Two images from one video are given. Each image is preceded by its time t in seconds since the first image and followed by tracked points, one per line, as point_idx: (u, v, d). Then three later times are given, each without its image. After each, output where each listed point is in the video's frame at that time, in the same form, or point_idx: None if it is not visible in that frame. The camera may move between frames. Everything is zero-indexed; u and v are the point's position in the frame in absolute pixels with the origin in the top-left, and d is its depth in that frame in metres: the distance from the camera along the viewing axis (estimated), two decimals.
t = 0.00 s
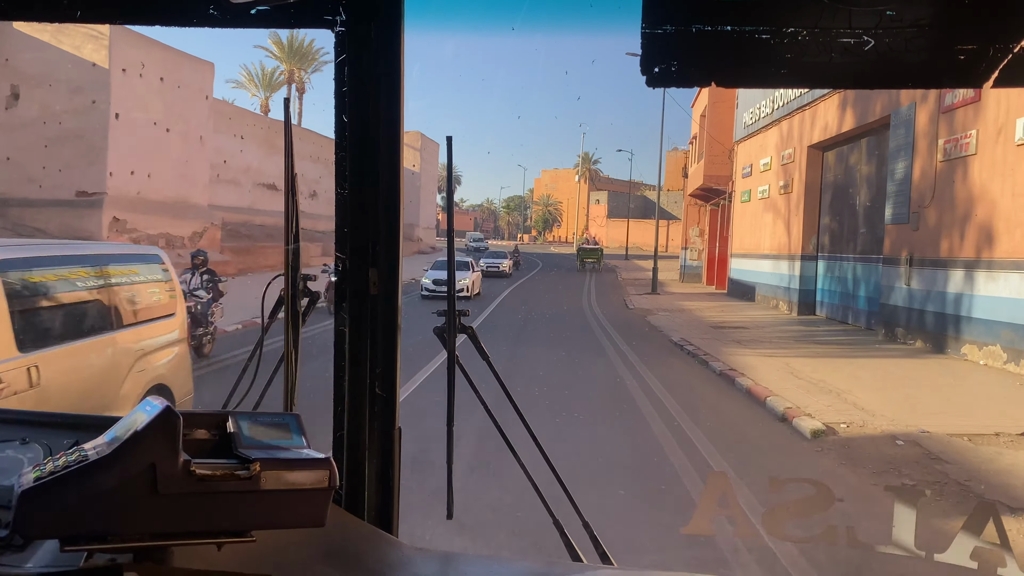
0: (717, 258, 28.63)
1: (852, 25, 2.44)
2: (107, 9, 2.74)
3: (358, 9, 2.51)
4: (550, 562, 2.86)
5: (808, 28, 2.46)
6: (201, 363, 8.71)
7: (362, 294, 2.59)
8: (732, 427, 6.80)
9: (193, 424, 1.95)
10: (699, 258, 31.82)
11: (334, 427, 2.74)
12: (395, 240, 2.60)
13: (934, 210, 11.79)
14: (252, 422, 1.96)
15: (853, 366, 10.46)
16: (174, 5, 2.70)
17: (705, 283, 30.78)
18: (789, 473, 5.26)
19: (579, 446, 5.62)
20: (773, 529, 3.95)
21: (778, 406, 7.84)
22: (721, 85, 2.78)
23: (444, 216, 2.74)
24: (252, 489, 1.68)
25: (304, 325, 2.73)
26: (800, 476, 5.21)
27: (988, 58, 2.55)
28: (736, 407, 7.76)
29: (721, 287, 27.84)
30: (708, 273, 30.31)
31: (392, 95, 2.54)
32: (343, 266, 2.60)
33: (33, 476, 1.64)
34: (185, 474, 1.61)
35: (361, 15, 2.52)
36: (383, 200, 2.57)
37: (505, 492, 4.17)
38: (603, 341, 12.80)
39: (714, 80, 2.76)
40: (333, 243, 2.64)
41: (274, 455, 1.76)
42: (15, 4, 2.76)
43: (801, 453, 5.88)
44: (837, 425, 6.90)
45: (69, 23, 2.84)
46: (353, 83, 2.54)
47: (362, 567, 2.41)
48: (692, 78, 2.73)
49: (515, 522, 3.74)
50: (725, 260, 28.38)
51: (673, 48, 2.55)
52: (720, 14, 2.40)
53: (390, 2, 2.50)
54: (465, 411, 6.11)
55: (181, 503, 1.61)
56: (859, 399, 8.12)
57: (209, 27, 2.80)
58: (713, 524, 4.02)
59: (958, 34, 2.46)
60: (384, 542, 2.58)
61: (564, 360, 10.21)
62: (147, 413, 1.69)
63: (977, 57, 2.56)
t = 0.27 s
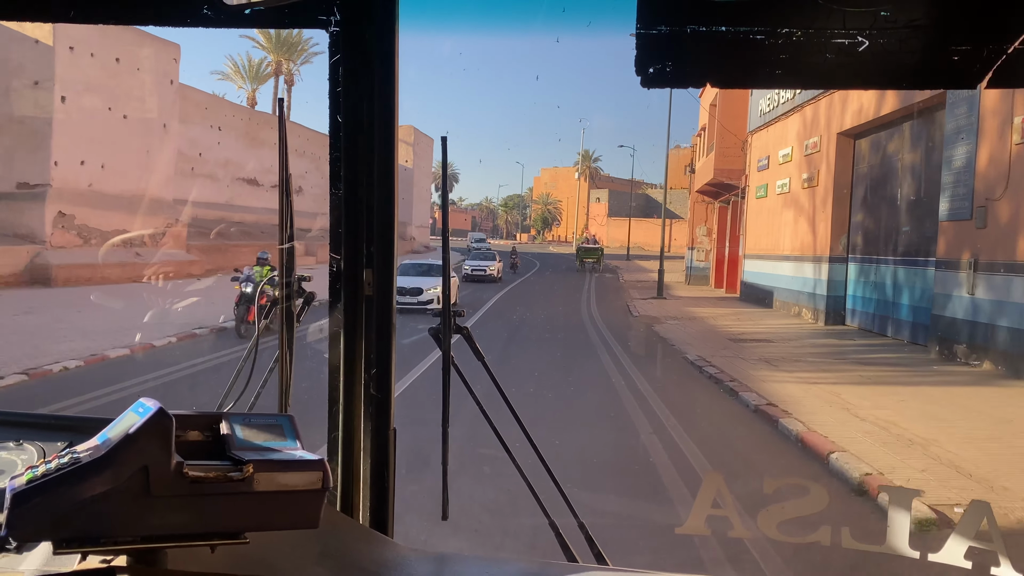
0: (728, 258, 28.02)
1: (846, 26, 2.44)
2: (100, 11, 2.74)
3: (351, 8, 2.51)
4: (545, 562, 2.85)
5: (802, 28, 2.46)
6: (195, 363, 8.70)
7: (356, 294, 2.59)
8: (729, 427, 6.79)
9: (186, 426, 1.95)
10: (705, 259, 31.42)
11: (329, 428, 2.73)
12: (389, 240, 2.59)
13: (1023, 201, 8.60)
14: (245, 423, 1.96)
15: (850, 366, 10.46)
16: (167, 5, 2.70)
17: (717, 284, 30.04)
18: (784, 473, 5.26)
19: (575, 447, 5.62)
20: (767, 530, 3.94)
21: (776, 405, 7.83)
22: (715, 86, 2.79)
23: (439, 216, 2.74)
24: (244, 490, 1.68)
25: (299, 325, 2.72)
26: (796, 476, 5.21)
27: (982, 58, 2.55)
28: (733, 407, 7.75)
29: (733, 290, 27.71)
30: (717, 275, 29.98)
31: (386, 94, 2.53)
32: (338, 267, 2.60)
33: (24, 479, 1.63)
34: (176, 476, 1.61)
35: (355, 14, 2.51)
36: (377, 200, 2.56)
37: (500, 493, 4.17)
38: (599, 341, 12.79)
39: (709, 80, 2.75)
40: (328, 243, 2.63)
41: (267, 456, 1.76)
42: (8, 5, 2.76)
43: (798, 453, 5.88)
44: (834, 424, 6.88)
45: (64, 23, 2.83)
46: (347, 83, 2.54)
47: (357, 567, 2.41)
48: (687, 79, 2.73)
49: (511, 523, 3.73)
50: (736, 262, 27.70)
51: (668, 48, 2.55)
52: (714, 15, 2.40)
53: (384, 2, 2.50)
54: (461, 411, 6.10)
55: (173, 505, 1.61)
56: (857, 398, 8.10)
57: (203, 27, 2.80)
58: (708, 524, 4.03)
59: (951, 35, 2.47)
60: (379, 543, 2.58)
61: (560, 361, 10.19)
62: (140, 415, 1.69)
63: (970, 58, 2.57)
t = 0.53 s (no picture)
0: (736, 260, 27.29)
1: (841, 30, 2.44)
2: (95, 16, 2.74)
3: (347, 12, 2.50)
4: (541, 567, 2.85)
5: (796, 32, 2.47)
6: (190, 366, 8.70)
7: (353, 299, 2.59)
8: (727, 431, 6.78)
9: (183, 431, 1.94)
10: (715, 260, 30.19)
11: (326, 434, 2.73)
12: (385, 245, 2.59)
13: None
14: (242, 429, 1.95)
15: (848, 368, 10.46)
16: (161, 10, 2.69)
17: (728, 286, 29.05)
18: (782, 476, 5.26)
19: (573, 450, 5.60)
20: (763, 534, 3.94)
21: (774, 408, 7.82)
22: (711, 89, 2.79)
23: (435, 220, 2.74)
24: (242, 497, 1.67)
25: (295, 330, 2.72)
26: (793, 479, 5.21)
27: (976, 63, 2.56)
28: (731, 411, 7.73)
29: (748, 293, 26.40)
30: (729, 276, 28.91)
31: (382, 99, 2.53)
32: (334, 272, 2.59)
33: (19, 485, 1.62)
34: (173, 483, 1.60)
35: (350, 18, 2.51)
36: (373, 204, 2.56)
37: (497, 498, 4.16)
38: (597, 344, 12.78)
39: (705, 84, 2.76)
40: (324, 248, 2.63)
41: (265, 463, 1.75)
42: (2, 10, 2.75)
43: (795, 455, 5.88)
44: (834, 428, 6.86)
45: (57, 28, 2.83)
46: (343, 87, 2.54)
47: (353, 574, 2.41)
48: (682, 83, 2.73)
49: (508, 528, 3.73)
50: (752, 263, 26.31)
51: (662, 52, 2.55)
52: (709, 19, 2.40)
53: (379, 6, 2.50)
54: (457, 415, 6.08)
55: (170, 512, 1.60)
56: (856, 402, 8.08)
57: (198, 32, 2.79)
58: (705, 527, 4.03)
59: (946, 38, 2.47)
60: (375, 549, 2.58)
61: (559, 363, 10.16)
62: (136, 421, 1.68)
63: (965, 62, 2.57)
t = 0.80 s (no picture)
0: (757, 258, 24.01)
1: (836, 28, 2.45)
2: (86, 14, 2.73)
3: (341, 9, 2.49)
4: (537, 563, 2.85)
5: (791, 30, 2.47)
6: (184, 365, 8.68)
7: (346, 297, 2.58)
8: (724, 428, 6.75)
9: (175, 428, 1.93)
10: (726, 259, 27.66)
11: (320, 432, 2.72)
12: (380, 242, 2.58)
13: None
14: (235, 426, 1.95)
15: (845, 367, 10.43)
16: (155, 6, 2.69)
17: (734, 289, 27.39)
18: (778, 474, 5.26)
19: (568, 449, 5.59)
20: (757, 532, 3.95)
21: (771, 406, 7.79)
22: (706, 88, 2.79)
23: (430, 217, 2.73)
24: (235, 493, 1.66)
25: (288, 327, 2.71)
26: (789, 476, 5.20)
27: (970, 60, 2.57)
28: (728, 409, 7.70)
29: (762, 299, 23.80)
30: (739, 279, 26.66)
31: (377, 96, 2.53)
32: (327, 269, 2.58)
33: (11, 482, 1.62)
34: (164, 480, 1.60)
35: (344, 14, 2.50)
36: (367, 201, 2.55)
37: (491, 496, 4.15)
38: (593, 343, 12.73)
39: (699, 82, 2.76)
40: (318, 245, 2.62)
41: (257, 459, 1.74)
42: None
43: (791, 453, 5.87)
44: (832, 426, 6.84)
45: (49, 24, 2.81)
46: (337, 83, 2.53)
47: (348, 571, 2.41)
48: (677, 81, 2.74)
49: (503, 526, 3.72)
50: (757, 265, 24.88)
51: (657, 50, 2.56)
52: (704, 17, 2.40)
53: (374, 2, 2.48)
54: (450, 413, 6.07)
55: (162, 509, 1.59)
56: (854, 400, 8.05)
57: (191, 28, 2.79)
58: (699, 524, 4.03)
59: (940, 36, 2.48)
60: (369, 546, 2.57)
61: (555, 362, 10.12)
62: (128, 418, 1.67)
63: (958, 60, 2.58)
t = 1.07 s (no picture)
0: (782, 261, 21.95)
1: (830, 21, 2.45)
2: (74, 5, 2.72)
3: None
4: (529, 553, 2.86)
5: (785, 23, 2.48)
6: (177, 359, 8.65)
7: (339, 288, 2.58)
8: (718, 422, 6.75)
9: (168, 419, 1.93)
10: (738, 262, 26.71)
11: (312, 423, 2.72)
12: (373, 232, 2.58)
13: None
14: (228, 415, 1.94)
15: (841, 362, 10.43)
16: None
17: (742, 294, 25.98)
18: (771, 467, 5.27)
19: (562, 442, 5.58)
20: (748, 523, 3.97)
21: (767, 401, 7.79)
22: (701, 81, 2.79)
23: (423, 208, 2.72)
24: (226, 483, 1.67)
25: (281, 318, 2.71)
26: (782, 469, 5.22)
27: (962, 54, 2.58)
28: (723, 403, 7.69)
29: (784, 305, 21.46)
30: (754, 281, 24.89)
31: (370, 86, 2.52)
32: (321, 260, 2.58)
33: (2, 472, 1.62)
34: (157, 469, 1.60)
35: (337, 4, 2.49)
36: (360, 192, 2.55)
37: (484, 488, 4.15)
38: (589, 338, 12.71)
39: (694, 76, 2.77)
40: (311, 236, 2.62)
41: (250, 449, 1.75)
42: None
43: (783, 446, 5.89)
44: (827, 420, 6.84)
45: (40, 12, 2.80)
46: (330, 74, 2.52)
47: (341, 561, 2.41)
48: (672, 74, 2.74)
49: (496, 517, 3.74)
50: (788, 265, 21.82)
51: (652, 42, 2.56)
52: (698, 9, 2.41)
53: None
54: (443, 405, 6.07)
55: (153, 498, 1.59)
56: (850, 395, 8.04)
57: (184, 17, 2.78)
58: (690, 515, 4.05)
59: (934, 30, 2.48)
60: (362, 536, 2.58)
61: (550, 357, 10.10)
62: (120, 407, 1.67)
63: (951, 53, 2.59)
